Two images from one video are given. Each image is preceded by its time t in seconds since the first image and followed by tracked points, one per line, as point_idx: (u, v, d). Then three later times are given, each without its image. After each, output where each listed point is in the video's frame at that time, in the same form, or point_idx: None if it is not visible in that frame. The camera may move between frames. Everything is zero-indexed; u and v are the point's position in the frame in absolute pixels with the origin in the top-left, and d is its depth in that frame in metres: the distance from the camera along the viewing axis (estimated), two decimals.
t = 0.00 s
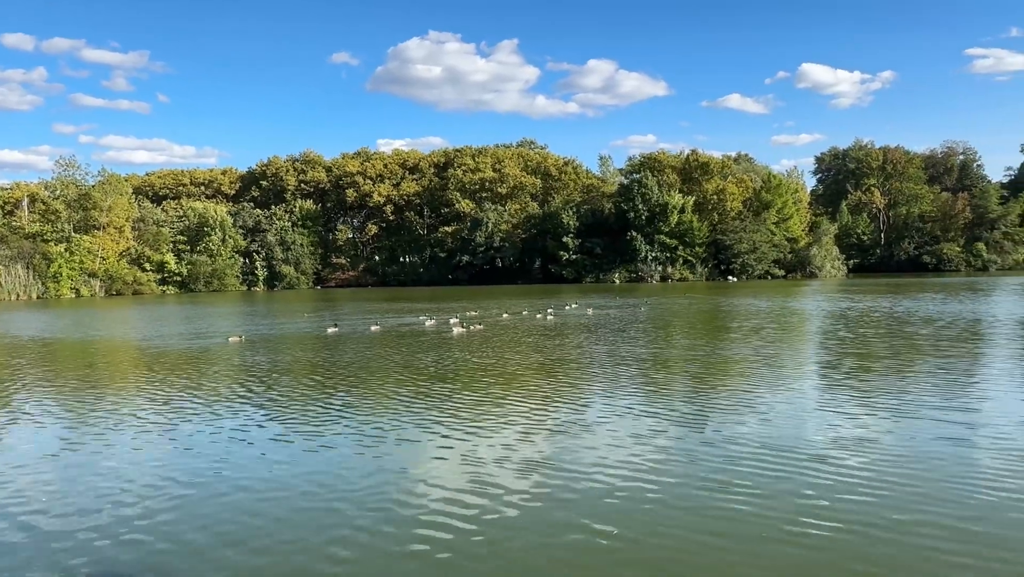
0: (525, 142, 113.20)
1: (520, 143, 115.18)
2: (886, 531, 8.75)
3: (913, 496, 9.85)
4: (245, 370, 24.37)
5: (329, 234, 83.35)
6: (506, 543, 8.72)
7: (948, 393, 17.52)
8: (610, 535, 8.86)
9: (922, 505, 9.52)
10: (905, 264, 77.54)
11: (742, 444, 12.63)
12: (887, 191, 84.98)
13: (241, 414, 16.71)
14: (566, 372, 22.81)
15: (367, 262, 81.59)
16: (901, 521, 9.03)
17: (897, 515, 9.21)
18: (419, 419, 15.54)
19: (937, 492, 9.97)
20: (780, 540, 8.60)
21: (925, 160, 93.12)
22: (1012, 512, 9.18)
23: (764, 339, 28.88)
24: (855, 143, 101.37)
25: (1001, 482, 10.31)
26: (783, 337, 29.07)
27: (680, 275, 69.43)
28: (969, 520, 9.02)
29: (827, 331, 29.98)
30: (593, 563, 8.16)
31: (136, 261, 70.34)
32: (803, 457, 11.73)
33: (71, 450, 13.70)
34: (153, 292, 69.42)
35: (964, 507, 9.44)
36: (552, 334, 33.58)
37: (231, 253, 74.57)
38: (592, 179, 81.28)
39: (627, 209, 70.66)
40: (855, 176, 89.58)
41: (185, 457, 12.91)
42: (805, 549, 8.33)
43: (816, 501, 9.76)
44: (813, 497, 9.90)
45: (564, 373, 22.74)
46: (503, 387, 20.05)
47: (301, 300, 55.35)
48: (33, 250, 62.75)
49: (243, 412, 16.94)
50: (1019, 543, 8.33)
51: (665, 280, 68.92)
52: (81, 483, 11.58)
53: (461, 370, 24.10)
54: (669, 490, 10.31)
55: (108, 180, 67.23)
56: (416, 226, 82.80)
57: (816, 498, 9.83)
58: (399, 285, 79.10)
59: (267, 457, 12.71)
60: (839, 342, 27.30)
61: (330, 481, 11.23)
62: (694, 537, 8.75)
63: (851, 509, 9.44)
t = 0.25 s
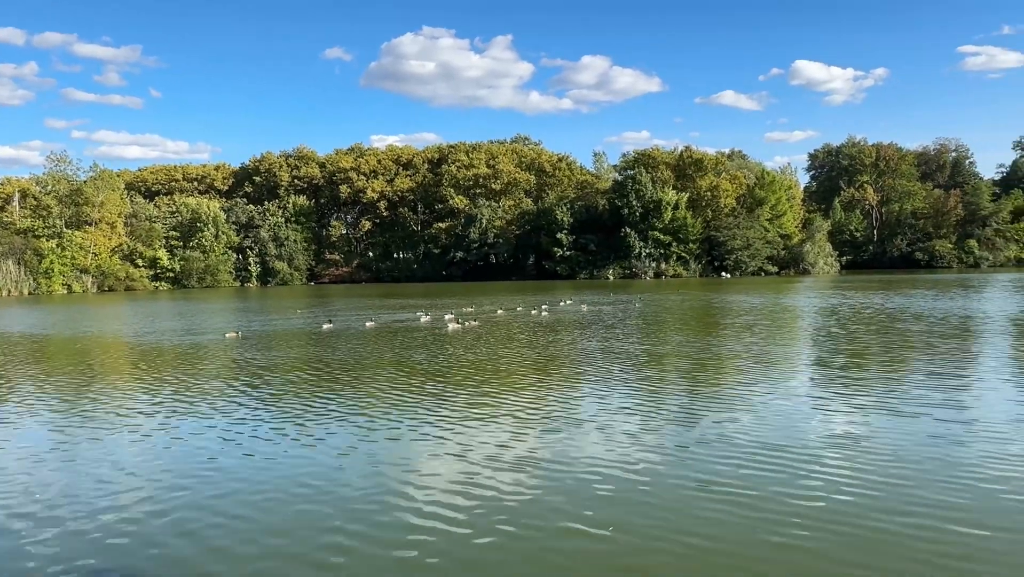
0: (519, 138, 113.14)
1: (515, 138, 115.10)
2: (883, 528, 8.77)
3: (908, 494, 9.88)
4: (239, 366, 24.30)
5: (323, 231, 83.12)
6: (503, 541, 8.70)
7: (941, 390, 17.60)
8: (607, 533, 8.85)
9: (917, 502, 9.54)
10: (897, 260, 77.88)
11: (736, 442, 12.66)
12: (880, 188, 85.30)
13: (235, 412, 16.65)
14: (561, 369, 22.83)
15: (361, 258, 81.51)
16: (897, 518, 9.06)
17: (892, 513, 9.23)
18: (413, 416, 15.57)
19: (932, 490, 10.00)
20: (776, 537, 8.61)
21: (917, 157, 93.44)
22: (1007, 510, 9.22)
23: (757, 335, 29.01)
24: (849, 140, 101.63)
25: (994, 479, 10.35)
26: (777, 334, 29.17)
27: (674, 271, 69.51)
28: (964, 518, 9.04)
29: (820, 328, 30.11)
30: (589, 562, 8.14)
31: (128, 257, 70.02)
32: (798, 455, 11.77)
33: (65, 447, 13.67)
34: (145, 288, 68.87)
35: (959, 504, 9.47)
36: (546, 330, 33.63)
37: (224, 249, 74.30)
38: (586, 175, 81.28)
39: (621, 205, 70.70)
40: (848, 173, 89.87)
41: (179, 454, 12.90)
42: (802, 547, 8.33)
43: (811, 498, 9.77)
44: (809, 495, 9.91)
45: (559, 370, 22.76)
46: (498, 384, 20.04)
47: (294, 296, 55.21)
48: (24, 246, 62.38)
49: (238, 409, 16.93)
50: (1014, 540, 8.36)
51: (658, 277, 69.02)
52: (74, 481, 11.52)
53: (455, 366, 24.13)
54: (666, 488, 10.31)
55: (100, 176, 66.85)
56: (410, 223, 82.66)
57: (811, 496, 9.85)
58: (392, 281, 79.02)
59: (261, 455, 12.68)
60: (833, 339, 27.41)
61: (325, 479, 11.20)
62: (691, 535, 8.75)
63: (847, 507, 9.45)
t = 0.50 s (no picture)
0: (513, 134, 113.07)
1: (509, 134, 114.95)
2: (879, 527, 8.78)
3: (901, 492, 9.87)
4: (233, 362, 24.23)
5: (316, 227, 82.87)
6: (498, 540, 8.69)
7: (933, 387, 17.68)
8: (605, 533, 8.82)
9: (911, 500, 9.57)
10: (890, 257, 78.23)
11: (731, 439, 12.67)
12: (873, 185, 85.60)
13: (228, 408, 16.59)
14: (555, 366, 22.83)
15: (355, 254, 81.47)
16: (893, 516, 9.08)
17: (888, 510, 9.25)
18: (406, 413, 15.56)
19: (925, 487, 10.03)
20: (773, 536, 8.62)
21: (910, 153, 93.77)
22: (1000, 507, 9.25)
23: (750, 331, 29.12)
24: (842, 136, 101.87)
25: (987, 476, 10.39)
26: (770, 330, 29.26)
27: (668, 267, 69.63)
28: (959, 515, 9.06)
29: (813, 324, 30.24)
30: (586, 561, 8.13)
31: (120, 253, 69.68)
32: (792, 452, 11.80)
33: (56, 444, 13.61)
34: (138, 284, 69.48)
35: (953, 502, 9.49)
36: (540, 326, 33.66)
37: (217, 246, 74.03)
38: (580, 172, 81.27)
39: (615, 201, 70.74)
40: (842, 169, 90.11)
41: (171, 451, 12.86)
42: (798, 546, 8.34)
43: (806, 496, 9.78)
44: (804, 493, 9.93)
45: (553, 366, 22.76)
46: (492, 381, 20.03)
47: (287, 292, 55.08)
48: (16, 242, 61.97)
49: (231, 405, 16.88)
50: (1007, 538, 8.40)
51: (652, 273, 69.19)
52: (65, 479, 11.44)
53: (449, 363, 24.13)
54: (661, 486, 10.30)
55: (92, 171, 66.51)
56: (404, 219, 82.54)
57: (806, 494, 9.86)
58: (387, 277, 78.96)
59: (255, 452, 12.63)
60: (826, 335, 27.51)
61: (319, 477, 11.16)
62: (687, 534, 8.75)
63: (842, 505, 9.46)
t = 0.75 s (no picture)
0: (507, 130, 113.02)
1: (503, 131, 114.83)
2: (870, 522, 8.87)
3: (892, 487, 9.98)
4: (228, 359, 24.24)
5: (310, 223, 82.64)
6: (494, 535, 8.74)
7: (923, 383, 17.83)
8: (600, 529, 8.88)
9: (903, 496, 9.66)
10: (883, 253, 78.58)
11: (723, 435, 12.77)
12: (866, 181, 85.89)
13: (225, 405, 16.64)
14: (549, 362, 22.93)
15: (349, 251, 81.38)
16: (885, 511, 9.16)
17: (880, 506, 9.32)
18: (402, 410, 15.61)
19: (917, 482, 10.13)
20: (768, 531, 8.69)
21: (903, 150, 94.08)
22: (990, 502, 9.36)
23: (744, 327, 29.25)
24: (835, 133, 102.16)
25: (978, 472, 10.50)
26: (763, 326, 29.42)
27: (662, 264, 69.71)
28: (951, 511, 9.14)
29: (805, 320, 30.41)
30: (581, 556, 8.19)
31: (113, 250, 69.34)
32: (784, 449, 11.89)
33: (51, 441, 13.59)
34: (131, 281, 69.18)
35: (945, 497, 9.59)
36: (535, 323, 33.72)
37: (211, 242, 73.76)
38: (574, 168, 81.25)
39: (609, 198, 70.76)
40: (835, 166, 90.35)
41: (167, 448, 12.87)
42: (792, 541, 8.41)
43: (798, 491, 9.89)
44: (797, 488, 10.01)
45: (547, 363, 22.85)
46: (486, 377, 20.09)
47: (281, 288, 54.92)
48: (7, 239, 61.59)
49: (226, 402, 16.89)
50: (997, 532, 8.50)
51: (646, 269, 69.32)
52: (61, 476, 11.46)
53: (444, 359, 24.20)
54: (657, 483, 10.36)
55: (84, 167, 66.17)
56: (398, 215, 82.40)
57: (798, 489, 9.94)
58: (381, 274, 78.85)
59: (250, 449, 12.67)
60: (818, 332, 27.66)
61: (315, 473, 11.20)
62: (683, 528, 8.81)
63: (836, 500, 9.56)
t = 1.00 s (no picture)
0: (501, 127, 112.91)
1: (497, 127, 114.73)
2: (867, 520, 8.93)
3: (883, 485, 10.04)
4: (221, 357, 24.20)
5: (303, 220, 82.39)
6: (493, 535, 8.76)
7: (915, 379, 17.98)
8: (597, 527, 8.93)
9: (898, 493, 9.74)
10: (875, 250, 78.93)
11: (717, 432, 12.85)
12: (858, 177, 86.21)
13: (218, 403, 16.63)
14: (543, 359, 22.98)
15: (342, 248, 81.30)
16: (881, 509, 9.23)
17: (876, 504, 9.39)
18: (395, 408, 15.61)
19: (911, 480, 10.21)
20: (765, 529, 8.75)
21: (895, 147, 94.46)
22: (984, 499, 9.44)
23: (736, 324, 29.37)
24: (828, 129, 102.46)
25: (966, 469, 10.58)
26: (756, 323, 29.55)
27: (655, 260, 69.86)
28: (945, 507, 9.23)
29: (798, 316, 30.56)
30: (581, 556, 8.21)
31: (104, 247, 68.98)
32: (778, 446, 11.98)
33: (43, 439, 13.54)
34: (123, 278, 68.51)
35: (939, 494, 9.68)
36: (529, 320, 33.76)
37: (203, 239, 73.52)
38: (568, 165, 81.25)
39: (603, 194, 70.81)
40: (827, 163, 90.60)
41: (159, 447, 12.84)
42: (789, 539, 8.47)
43: (794, 489, 9.95)
44: (787, 486, 10.08)
45: (541, 360, 22.90)
46: (480, 374, 20.13)
47: (274, 286, 54.79)
48: None
49: (219, 400, 16.86)
50: (992, 529, 8.58)
51: (639, 266, 69.49)
52: (55, 475, 11.43)
53: (438, 357, 24.21)
54: (654, 481, 10.42)
55: (75, 164, 65.76)
56: (391, 212, 82.30)
57: (793, 487, 10.02)
58: (374, 271, 78.72)
59: (246, 447, 12.67)
60: (810, 328, 27.81)
61: (312, 472, 11.21)
62: (681, 528, 8.85)
63: (831, 498, 9.63)
